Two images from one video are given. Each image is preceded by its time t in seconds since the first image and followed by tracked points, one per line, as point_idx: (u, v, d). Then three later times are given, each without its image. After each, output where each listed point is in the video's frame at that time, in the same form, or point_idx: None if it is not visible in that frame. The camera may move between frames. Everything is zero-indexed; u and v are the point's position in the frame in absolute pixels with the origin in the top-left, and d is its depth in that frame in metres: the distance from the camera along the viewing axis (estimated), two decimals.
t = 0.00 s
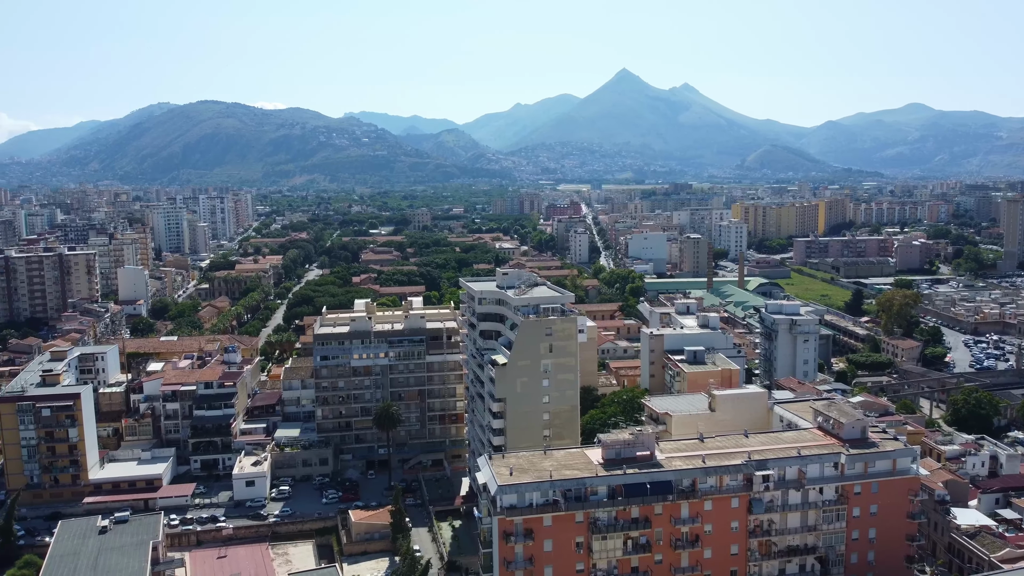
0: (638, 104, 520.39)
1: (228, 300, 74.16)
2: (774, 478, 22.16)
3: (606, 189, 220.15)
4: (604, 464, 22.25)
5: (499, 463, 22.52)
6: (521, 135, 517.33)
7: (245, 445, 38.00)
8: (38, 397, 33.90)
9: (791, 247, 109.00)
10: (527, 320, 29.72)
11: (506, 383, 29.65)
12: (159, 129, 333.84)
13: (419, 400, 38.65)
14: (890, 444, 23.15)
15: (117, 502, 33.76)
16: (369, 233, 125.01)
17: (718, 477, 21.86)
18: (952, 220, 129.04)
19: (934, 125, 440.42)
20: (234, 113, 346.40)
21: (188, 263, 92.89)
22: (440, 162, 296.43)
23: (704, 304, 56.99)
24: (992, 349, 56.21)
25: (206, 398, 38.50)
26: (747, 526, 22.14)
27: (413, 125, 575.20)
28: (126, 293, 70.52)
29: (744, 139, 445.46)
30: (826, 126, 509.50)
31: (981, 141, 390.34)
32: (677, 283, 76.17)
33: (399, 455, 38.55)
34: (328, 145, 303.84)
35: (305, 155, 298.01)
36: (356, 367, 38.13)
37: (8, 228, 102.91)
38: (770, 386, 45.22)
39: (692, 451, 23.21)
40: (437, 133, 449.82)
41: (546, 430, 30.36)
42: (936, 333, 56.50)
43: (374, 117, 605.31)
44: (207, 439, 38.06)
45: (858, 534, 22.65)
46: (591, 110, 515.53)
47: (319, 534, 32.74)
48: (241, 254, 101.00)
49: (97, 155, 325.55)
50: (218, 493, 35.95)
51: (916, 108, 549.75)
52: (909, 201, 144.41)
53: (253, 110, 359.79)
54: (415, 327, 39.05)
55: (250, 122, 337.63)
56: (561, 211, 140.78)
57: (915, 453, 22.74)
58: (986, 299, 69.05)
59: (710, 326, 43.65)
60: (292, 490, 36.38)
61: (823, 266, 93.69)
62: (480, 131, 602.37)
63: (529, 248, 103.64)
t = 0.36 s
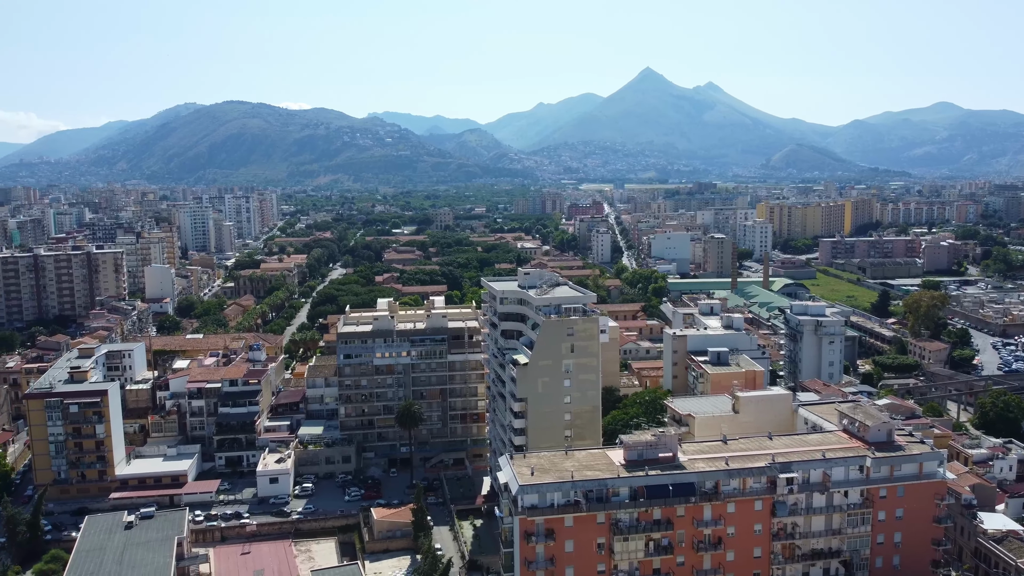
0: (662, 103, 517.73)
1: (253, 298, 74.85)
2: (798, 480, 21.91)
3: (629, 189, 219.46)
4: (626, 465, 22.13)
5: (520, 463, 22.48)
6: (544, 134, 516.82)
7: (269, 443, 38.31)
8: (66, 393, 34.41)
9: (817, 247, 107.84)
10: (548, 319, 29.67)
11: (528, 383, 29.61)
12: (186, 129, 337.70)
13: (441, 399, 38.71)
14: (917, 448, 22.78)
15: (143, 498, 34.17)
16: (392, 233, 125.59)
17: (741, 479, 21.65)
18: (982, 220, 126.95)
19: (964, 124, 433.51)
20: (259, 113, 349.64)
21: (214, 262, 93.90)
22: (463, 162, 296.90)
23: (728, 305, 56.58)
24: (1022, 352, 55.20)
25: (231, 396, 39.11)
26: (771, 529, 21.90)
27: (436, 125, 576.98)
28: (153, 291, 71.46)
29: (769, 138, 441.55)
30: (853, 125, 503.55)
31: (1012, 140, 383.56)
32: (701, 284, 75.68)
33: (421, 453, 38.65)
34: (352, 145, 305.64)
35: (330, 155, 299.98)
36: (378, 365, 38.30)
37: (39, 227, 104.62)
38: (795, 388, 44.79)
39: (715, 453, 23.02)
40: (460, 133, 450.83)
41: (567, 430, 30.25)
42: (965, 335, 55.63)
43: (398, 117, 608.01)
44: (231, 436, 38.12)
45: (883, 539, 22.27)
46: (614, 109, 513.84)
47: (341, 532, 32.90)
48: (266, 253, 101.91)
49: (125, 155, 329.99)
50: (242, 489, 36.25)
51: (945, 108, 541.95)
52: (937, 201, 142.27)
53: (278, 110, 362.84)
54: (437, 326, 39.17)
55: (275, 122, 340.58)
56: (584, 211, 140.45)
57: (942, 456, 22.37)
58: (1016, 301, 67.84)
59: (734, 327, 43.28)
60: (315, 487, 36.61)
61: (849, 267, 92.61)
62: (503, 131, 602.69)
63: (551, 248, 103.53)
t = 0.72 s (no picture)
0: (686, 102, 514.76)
1: (278, 297, 75.49)
2: (823, 484, 21.62)
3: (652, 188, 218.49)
4: (648, 467, 21.97)
5: (542, 463, 22.39)
6: (568, 134, 515.93)
7: (293, 440, 38.56)
8: (94, 389, 34.86)
9: (844, 248, 106.57)
10: (571, 319, 29.55)
11: (550, 383, 29.52)
12: (212, 129, 341.53)
13: (463, 398, 38.73)
14: (944, 452, 22.39)
15: (169, 494, 34.57)
16: (416, 232, 126.02)
17: (766, 482, 21.39)
18: (1013, 221, 124.66)
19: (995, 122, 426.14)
20: (285, 113, 352.65)
21: (240, 261, 94.83)
22: (486, 162, 297.23)
23: (753, 305, 56.07)
24: None
25: (257, 393, 39.39)
26: (795, 533, 21.64)
27: (460, 125, 578.39)
28: (180, 290, 72.31)
29: (795, 137, 437.23)
30: (881, 124, 497.02)
31: None
32: (725, 284, 75.05)
33: (443, 452, 38.73)
34: (377, 145, 307.22)
35: (354, 155, 301.77)
36: (401, 364, 38.43)
37: (69, 226, 106.33)
38: (821, 390, 44.24)
39: (739, 455, 22.79)
40: (483, 133, 451.61)
41: (589, 431, 30.11)
42: (995, 338, 54.68)
43: (422, 117, 610.37)
44: (256, 433, 38.53)
45: (909, 543, 21.91)
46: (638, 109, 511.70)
47: (364, 530, 33.04)
48: (291, 252, 102.73)
49: (153, 155, 334.43)
50: (267, 486, 36.53)
51: (975, 107, 533.51)
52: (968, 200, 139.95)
53: (303, 110, 365.76)
54: (459, 326, 39.18)
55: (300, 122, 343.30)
56: (606, 211, 140.00)
57: (970, 460, 21.97)
58: None
59: (759, 328, 42.80)
60: (339, 485, 36.81)
61: (877, 268, 91.39)
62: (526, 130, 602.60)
63: (574, 248, 103.31)
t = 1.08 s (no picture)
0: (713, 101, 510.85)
1: (305, 295, 76.07)
2: (851, 488, 21.30)
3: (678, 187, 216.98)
4: (673, 469, 21.78)
5: (566, 464, 22.31)
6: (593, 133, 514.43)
7: (319, 438, 38.83)
8: (123, 387, 35.35)
9: (873, 248, 105.10)
10: (595, 320, 29.41)
11: (574, 384, 29.41)
12: (240, 130, 345.15)
13: (487, 398, 38.71)
14: (975, 456, 21.95)
15: (197, 491, 34.93)
16: (440, 232, 126.31)
17: (792, 486, 21.12)
18: None
19: None
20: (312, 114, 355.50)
21: (267, 259, 95.68)
22: (511, 161, 297.19)
23: (780, 306, 55.46)
24: None
25: (283, 391, 39.64)
26: (822, 537, 21.34)
27: (485, 125, 579.18)
28: (208, 288, 73.15)
29: (823, 136, 432.08)
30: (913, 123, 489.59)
31: None
32: (752, 285, 74.30)
33: (467, 451, 38.75)
34: (402, 145, 308.50)
35: (380, 155, 303.40)
36: (425, 363, 38.54)
37: (101, 225, 108.03)
38: (849, 393, 43.62)
39: (765, 458, 22.52)
40: (508, 132, 451.77)
41: (613, 432, 29.94)
42: None
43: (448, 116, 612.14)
44: (282, 431, 38.69)
45: (938, 548, 21.51)
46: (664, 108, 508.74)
47: (389, 528, 33.15)
48: (317, 251, 103.48)
49: (183, 155, 338.82)
50: (293, 484, 36.78)
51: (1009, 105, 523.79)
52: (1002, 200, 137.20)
53: (330, 110, 368.51)
54: (483, 326, 39.18)
55: (327, 122, 345.75)
56: (631, 211, 139.28)
57: (1001, 465, 21.52)
58: None
59: (786, 329, 42.29)
60: (364, 483, 36.99)
61: (907, 268, 90.00)
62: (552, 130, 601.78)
63: (598, 248, 102.95)
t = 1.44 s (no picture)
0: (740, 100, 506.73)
1: (330, 294, 76.59)
2: (879, 492, 20.98)
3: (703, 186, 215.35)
4: (698, 471, 21.60)
5: (589, 465, 22.22)
6: (618, 132, 512.49)
7: (343, 435, 39.03)
8: (152, 384, 35.79)
9: (903, 249, 103.62)
10: (618, 321, 29.26)
11: (598, 384, 29.28)
12: (267, 130, 348.34)
13: (510, 398, 38.68)
14: (1007, 461, 21.49)
15: (223, 487, 35.26)
16: (465, 232, 126.50)
17: (819, 489, 20.85)
18: None
19: None
20: (338, 114, 357.99)
21: (294, 258, 96.47)
22: (535, 161, 296.91)
23: (807, 307, 54.85)
24: None
25: (309, 388, 39.87)
26: (849, 541, 21.04)
27: (510, 124, 579.35)
28: (236, 287, 73.90)
29: (852, 135, 426.93)
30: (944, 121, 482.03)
31: None
32: (779, 285, 73.54)
33: (490, 451, 38.73)
34: (427, 145, 309.43)
35: (405, 155, 304.67)
36: (449, 362, 38.61)
37: (131, 224, 109.47)
38: (878, 396, 42.98)
39: (792, 461, 22.26)
40: (533, 132, 451.45)
41: (638, 434, 29.74)
42: None
43: (472, 116, 613.29)
44: (308, 428, 39.12)
45: (967, 553, 21.13)
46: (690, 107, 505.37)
47: (412, 526, 33.26)
48: (343, 250, 104.20)
49: (211, 155, 342.84)
50: (318, 481, 37.02)
51: None
52: None
53: (355, 110, 370.79)
54: (507, 325, 39.16)
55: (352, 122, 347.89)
56: (656, 211, 138.56)
57: None
58: None
59: (814, 330, 41.78)
60: (388, 481, 37.13)
61: (938, 269, 88.58)
62: (576, 129, 600.56)
63: (623, 248, 102.56)
